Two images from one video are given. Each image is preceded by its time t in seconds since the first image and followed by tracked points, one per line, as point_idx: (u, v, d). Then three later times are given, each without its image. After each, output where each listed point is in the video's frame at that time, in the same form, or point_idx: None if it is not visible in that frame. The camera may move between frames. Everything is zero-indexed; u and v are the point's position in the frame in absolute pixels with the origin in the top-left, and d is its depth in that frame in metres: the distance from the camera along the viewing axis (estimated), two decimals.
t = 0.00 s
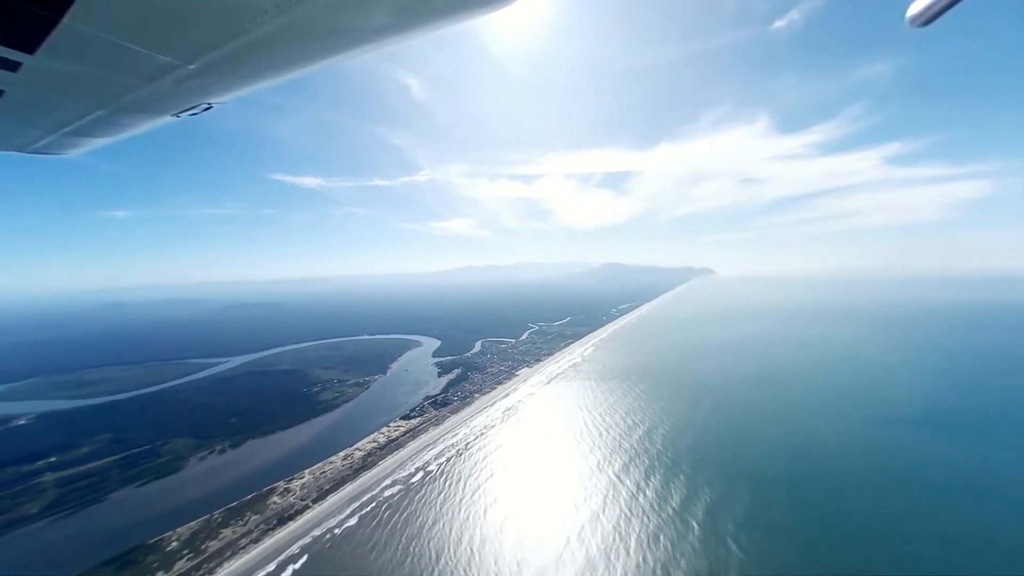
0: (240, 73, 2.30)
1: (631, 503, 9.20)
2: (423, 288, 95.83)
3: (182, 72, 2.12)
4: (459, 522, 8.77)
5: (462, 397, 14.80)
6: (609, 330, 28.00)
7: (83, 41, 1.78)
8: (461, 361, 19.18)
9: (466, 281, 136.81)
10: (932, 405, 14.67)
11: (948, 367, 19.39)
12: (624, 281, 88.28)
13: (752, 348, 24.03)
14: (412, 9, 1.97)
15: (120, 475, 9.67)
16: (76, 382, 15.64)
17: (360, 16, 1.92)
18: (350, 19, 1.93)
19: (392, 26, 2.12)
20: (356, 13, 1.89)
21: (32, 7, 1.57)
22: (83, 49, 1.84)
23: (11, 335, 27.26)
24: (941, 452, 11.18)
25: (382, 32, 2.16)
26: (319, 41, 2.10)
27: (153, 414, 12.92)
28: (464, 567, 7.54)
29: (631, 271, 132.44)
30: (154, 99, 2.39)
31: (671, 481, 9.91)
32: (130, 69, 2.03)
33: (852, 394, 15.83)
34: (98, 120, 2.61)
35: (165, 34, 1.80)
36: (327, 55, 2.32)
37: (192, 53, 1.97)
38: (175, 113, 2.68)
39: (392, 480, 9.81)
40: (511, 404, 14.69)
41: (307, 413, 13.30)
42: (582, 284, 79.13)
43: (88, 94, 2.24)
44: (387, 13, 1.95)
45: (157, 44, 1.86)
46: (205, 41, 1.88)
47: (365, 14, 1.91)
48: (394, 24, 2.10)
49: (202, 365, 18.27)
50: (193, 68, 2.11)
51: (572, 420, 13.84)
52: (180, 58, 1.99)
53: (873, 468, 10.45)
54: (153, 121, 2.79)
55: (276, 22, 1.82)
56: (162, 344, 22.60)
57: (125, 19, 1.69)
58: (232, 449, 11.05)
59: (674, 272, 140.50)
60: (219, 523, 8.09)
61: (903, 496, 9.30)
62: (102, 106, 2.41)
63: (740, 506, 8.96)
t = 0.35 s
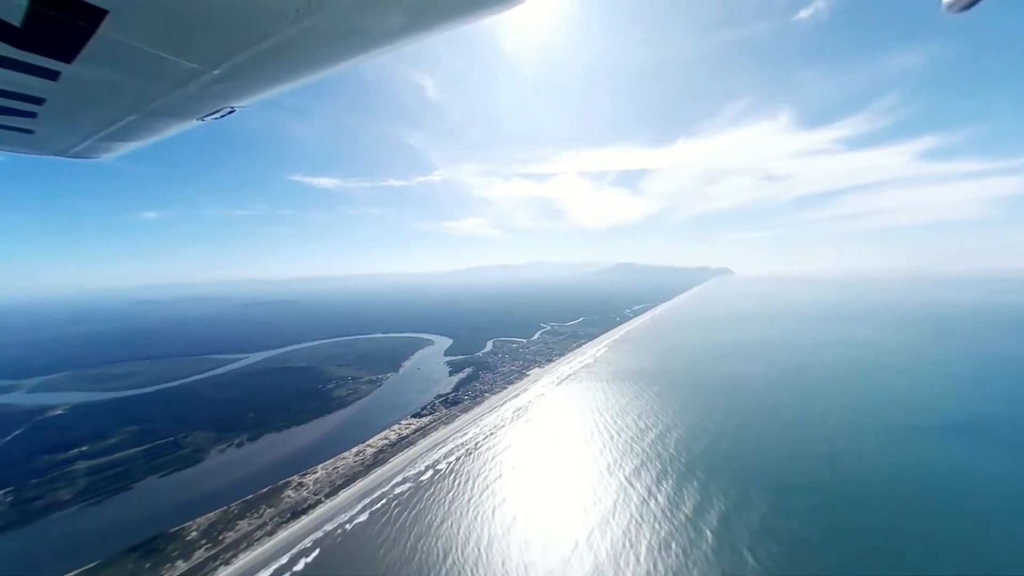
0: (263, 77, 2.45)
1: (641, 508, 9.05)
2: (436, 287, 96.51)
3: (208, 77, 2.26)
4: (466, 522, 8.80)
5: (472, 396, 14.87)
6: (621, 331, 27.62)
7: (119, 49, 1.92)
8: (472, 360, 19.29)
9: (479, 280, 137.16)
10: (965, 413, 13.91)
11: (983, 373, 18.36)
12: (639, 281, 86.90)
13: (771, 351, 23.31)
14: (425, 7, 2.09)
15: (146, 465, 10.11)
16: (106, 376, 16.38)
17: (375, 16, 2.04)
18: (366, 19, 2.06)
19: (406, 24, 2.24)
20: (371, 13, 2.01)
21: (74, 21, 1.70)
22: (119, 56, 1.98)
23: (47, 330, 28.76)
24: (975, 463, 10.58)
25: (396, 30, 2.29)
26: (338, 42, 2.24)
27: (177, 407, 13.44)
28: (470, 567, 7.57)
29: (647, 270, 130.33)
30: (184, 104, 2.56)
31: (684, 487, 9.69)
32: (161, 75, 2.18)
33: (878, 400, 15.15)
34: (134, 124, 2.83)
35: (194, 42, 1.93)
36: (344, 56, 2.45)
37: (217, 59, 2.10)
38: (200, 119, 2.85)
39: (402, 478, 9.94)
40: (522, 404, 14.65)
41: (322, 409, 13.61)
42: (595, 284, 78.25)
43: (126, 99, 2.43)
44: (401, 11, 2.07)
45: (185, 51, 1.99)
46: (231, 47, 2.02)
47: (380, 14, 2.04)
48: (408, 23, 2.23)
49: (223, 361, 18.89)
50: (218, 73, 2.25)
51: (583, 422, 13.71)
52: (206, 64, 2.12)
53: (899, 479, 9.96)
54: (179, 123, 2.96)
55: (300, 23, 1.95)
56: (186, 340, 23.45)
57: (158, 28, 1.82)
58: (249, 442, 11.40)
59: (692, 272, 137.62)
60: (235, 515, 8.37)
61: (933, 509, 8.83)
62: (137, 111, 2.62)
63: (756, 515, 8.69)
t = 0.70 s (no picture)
0: (285, 80, 2.51)
1: (656, 515, 8.91)
2: (453, 285, 97.27)
3: (235, 79, 2.32)
4: (478, 521, 8.87)
5: (486, 394, 14.96)
6: (637, 331, 27.21)
7: (153, 54, 1.99)
8: (487, 358, 19.39)
9: (497, 278, 137.39)
10: (1010, 424, 13.00)
11: None
12: (658, 280, 85.12)
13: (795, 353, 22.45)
14: (438, 7, 2.07)
15: (177, 454, 10.67)
16: (141, 369, 17.32)
17: (388, 19, 2.04)
18: (380, 22, 2.06)
19: (418, 26, 2.23)
20: (385, 16, 2.02)
21: (113, 30, 1.77)
22: (154, 61, 2.05)
23: (89, 325, 30.67)
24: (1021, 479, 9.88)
25: (410, 31, 2.29)
26: (353, 46, 2.27)
27: (205, 399, 14.08)
28: (481, 567, 7.64)
29: (667, 268, 127.55)
30: (213, 105, 2.64)
31: (701, 495, 9.47)
32: (191, 77, 2.25)
33: (911, 409, 14.36)
34: (169, 126, 2.97)
35: (223, 48, 1.99)
36: (357, 62, 2.48)
37: (244, 63, 2.15)
38: (228, 118, 2.93)
39: (416, 475, 10.10)
40: (535, 404, 14.61)
41: (340, 405, 13.99)
42: (613, 283, 77.13)
43: (162, 102, 2.54)
44: (414, 12, 2.06)
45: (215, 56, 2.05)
46: (257, 52, 2.07)
47: (393, 16, 2.03)
48: (422, 23, 2.21)
49: (248, 355, 19.67)
50: (243, 75, 2.30)
51: (597, 424, 13.57)
52: (234, 67, 2.18)
53: (934, 495, 9.43)
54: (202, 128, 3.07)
55: (319, 29, 1.98)
56: (214, 335, 24.54)
57: (190, 36, 1.88)
58: (271, 435, 11.86)
59: (715, 270, 133.85)
60: (256, 506, 8.75)
61: (971, 528, 8.32)
62: (171, 113, 2.74)
63: (778, 528, 8.38)
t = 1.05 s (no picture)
0: (308, 84, 2.44)
1: (669, 521, 8.70)
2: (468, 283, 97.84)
3: (261, 86, 2.25)
4: (487, 520, 8.89)
5: (498, 393, 14.98)
6: (654, 331, 26.72)
7: (183, 62, 1.94)
8: (500, 357, 19.41)
9: (513, 276, 137.43)
10: None
11: None
12: (677, 280, 83.23)
13: (821, 356, 21.55)
14: (454, 8, 2.01)
15: (202, 446, 11.13)
16: (171, 362, 18.18)
17: (400, 23, 1.98)
18: (396, 25, 2.01)
19: (434, 28, 2.17)
20: (402, 19, 1.96)
21: (144, 38, 1.72)
22: (183, 70, 2.01)
23: (126, 319, 32.46)
24: None
25: (426, 33, 2.23)
26: (370, 50, 2.22)
27: (229, 393, 14.61)
28: (489, 566, 7.64)
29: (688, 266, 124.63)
30: (239, 112, 2.61)
31: (718, 502, 9.18)
32: (218, 84, 2.20)
33: (948, 417, 13.53)
34: (194, 133, 2.97)
35: (249, 53, 1.92)
36: (372, 66, 2.44)
37: (270, 67, 2.08)
38: (254, 124, 2.89)
39: (427, 472, 10.21)
40: (548, 404, 14.52)
41: (356, 401, 14.30)
42: (630, 282, 75.91)
43: (188, 112, 2.54)
44: (431, 15, 2.00)
45: (242, 61, 1.99)
46: (285, 56, 1.99)
47: (410, 19, 1.98)
48: (439, 24, 2.15)
49: (270, 351, 20.37)
50: (270, 81, 2.23)
51: (610, 426, 13.37)
52: (261, 72, 2.10)
53: (972, 510, 8.85)
54: (219, 135, 3.10)
55: (337, 34, 1.92)
56: (239, 330, 25.54)
57: (218, 41, 1.82)
58: (290, 429, 12.22)
59: (738, 268, 129.92)
60: (274, 497, 9.04)
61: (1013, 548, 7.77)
62: (196, 121, 2.71)
63: (799, 539, 8.04)
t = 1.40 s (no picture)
0: (331, 91, 2.45)
1: (686, 526, 8.49)
2: (489, 281, 98.22)
3: (289, 90, 2.27)
4: (500, 517, 8.92)
5: (514, 391, 14.97)
6: (674, 330, 26.07)
7: (217, 68, 1.99)
8: (517, 355, 19.39)
9: (533, 274, 137.23)
10: None
11: None
12: (702, 278, 80.82)
13: (853, 360, 20.46)
14: (472, 8, 1.92)
15: (230, 434, 11.65)
16: (204, 354, 19.13)
17: (412, 29, 1.95)
18: (413, 31, 1.96)
19: (451, 30, 2.10)
20: (418, 24, 1.91)
21: (179, 44, 1.77)
22: (218, 75, 2.06)
23: (164, 312, 34.46)
24: None
25: (444, 37, 2.16)
26: (388, 55, 2.19)
27: (257, 384, 15.23)
28: (501, 563, 7.67)
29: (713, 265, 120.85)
30: (269, 116, 2.66)
31: (738, 509, 8.88)
32: (249, 89, 2.24)
33: (996, 428, 12.57)
34: (223, 136, 3.03)
35: (276, 58, 1.94)
36: (388, 71, 2.41)
37: (299, 73, 2.10)
38: (281, 126, 2.93)
39: (442, 467, 10.34)
40: (564, 403, 14.39)
41: (375, 395, 14.63)
42: (652, 280, 74.25)
43: (220, 115, 2.61)
44: (448, 17, 1.93)
45: (273, 68, 2.02)
46: (311, 59, 2.00)
47: (429, 22, 1.92)
48: (452, 27, 2.08)
49: (295, 344, 21.12)
50: (296, 86, 2.24)
51: (627, 427, 13.14)
52: (288, 77, 2.12)
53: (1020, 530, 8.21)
54: (245, 139, 3.18)
55: (356, 40, 1.89)
56: (266, 325, 26.63)
57: (248, 47, 1.85)
58: (312, 420, 12.63)
59: (767, 267, 124.92)
60: (296, 485, 9.39)
61: None
62: (227, 124, 2.77)
63: (825, 552, 7.70)
